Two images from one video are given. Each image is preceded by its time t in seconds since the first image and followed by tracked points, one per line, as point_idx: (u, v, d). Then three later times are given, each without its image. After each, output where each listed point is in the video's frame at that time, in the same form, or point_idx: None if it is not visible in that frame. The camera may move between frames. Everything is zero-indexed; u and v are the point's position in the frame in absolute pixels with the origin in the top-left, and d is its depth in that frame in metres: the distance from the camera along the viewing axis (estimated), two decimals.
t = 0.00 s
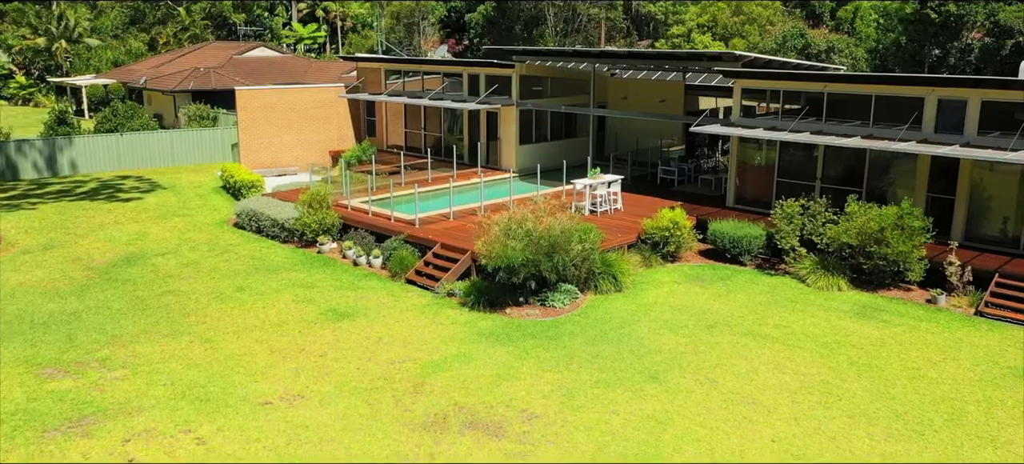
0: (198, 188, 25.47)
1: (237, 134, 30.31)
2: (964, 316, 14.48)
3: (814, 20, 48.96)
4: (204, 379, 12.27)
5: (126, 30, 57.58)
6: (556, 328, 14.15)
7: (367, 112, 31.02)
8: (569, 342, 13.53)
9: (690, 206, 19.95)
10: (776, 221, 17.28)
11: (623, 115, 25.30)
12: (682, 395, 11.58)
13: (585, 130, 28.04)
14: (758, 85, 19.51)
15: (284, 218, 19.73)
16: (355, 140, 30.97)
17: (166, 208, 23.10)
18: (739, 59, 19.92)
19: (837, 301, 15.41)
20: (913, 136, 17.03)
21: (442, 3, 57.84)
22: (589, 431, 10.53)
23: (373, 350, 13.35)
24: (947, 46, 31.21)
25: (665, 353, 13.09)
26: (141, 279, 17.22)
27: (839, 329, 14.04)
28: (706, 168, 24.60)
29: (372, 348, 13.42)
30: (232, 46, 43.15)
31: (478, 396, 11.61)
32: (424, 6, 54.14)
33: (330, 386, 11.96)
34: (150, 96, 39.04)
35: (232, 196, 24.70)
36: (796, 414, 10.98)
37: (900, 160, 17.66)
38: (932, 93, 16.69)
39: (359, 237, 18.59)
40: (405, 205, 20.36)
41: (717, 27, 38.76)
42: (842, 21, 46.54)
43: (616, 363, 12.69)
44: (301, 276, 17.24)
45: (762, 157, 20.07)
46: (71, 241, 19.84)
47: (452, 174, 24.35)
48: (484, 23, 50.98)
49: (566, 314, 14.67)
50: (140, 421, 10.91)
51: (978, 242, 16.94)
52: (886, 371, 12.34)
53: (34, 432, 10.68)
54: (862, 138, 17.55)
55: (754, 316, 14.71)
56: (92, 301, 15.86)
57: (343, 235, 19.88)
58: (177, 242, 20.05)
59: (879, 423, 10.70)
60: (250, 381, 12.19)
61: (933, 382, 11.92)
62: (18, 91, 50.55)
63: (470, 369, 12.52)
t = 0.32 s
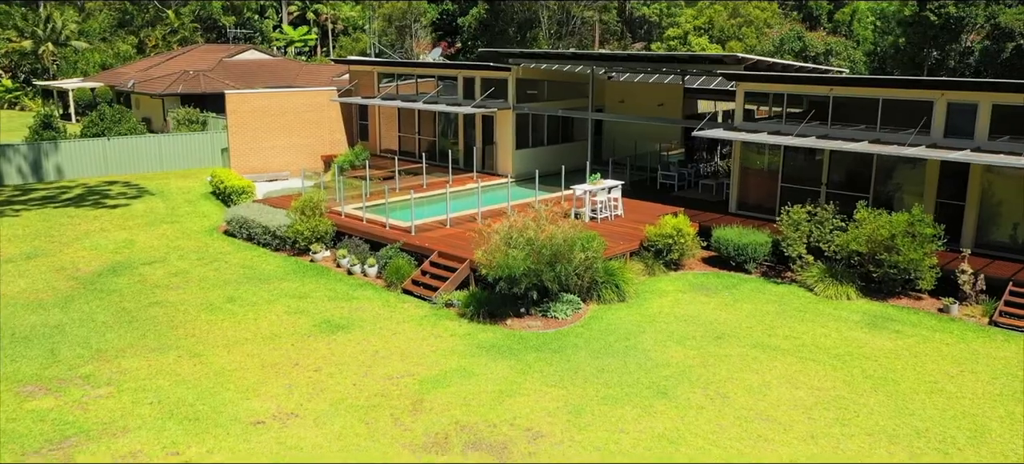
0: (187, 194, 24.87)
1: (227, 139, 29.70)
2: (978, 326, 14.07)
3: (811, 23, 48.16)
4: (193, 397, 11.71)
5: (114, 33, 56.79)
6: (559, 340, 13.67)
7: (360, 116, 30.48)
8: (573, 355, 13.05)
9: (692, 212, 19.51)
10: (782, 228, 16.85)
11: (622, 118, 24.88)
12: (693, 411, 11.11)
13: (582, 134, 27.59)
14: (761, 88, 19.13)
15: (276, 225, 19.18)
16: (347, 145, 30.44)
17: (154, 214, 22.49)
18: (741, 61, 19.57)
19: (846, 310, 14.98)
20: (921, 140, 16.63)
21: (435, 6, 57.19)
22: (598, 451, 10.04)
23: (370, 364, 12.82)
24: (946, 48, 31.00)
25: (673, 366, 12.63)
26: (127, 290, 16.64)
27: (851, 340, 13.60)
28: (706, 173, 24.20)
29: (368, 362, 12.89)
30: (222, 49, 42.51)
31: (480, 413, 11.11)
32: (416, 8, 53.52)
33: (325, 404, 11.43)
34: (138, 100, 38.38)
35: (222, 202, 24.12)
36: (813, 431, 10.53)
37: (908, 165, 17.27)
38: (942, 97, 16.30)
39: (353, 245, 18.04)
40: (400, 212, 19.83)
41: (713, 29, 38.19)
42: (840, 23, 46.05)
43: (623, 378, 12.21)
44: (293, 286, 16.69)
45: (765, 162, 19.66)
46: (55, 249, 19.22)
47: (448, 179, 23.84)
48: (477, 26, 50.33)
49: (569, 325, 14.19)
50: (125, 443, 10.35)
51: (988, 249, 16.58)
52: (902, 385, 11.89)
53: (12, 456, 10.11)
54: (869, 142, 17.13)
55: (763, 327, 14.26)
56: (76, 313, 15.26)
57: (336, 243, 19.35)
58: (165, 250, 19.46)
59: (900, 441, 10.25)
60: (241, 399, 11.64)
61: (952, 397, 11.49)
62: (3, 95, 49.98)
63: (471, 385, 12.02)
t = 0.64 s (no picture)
0: (176, 200, 24.28)
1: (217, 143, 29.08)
2: (994, 337, 13.67)
3: (810, 25, 47.98)
4: (182, 416, 11.16)
5: (102, 36, 56.07)
6: (564, 353, 13.17)
7: (353, 120, 29.95)
8: (579, 369, 12.56)
9: (696, 219, 19.05)
10: (789, 235, 16.40)
11: (621, 122, 24.44)
12: (706, 429, 10.64)
13: (579, 138, 27.14)
14: (766, 92, 18.70)
15: (268, 233, 18.62)
16: (340, 149, 29.91)
17: (142, 221, 21.89)
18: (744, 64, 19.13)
19: (857, 320, 14.55)
20: (931, 145, 16.24)
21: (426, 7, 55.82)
22: None
23: (367, 380, 12.29)
24: (946, 51, 30.74)
25: (683, 380, 12.16)
26: (114, 301, 16.05)
27: (865, 352, 13.17)
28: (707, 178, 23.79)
29: (366, 377, 12.37)
30: (212, 52, 41.93)
31: (484, 433, 10.60)
32: (409, 10, 53.01)
33: (321, 423, 10.90)
34: (127, 104, 37.75)
35: (212, 208, 23.53)
36: (833, 450, 10.08)
37: (917, 171, 16.86)
38: (952, 100, 15.92)
39: (348, 253, 17.51)
40: (395, 219, 19.36)
41: (711, 32, 38.06)
42: (838, 26, 45.68)
43: (631, 394, 11.73)
44: (286, 296, 16.14)
45: (770, 167, 19.25)
46: (39, 258, 18.60)
47: (444, 185, 23.33)
48: (470, 28, 49.17)
49: (573, 337, 13.70)
50: None
51: (999, 255, 16.20)
52: (922, 400, 11.46)
53: None
54: (878, 147, 16.71)
55: (773, 338, 13.81)
56: (60, 326, 14.66)
57: (330, 251, 18.80)
58: (153, 259, 18.87)
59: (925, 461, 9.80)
60: (233, 417, 11.10)
61: (974, 412, 11.07)
62: None
63: (474, 401, 11.52)
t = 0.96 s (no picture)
0: (165, 206, 23.68)
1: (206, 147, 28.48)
2: (1011, 347, 13.28)
3: (806, 27, 48.00)
4: (171, 436, 10.61)
5: (89, 39, 55.27)
6: (570, 366, 12.69)
7: (346, 123, 29.40)
8: (586, 383, 12.08)
9: (699, 225, 18.62)
10: (797, 241, 15.98)
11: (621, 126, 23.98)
12: (722, 447, 10.18)
13: (577, 142, 26.70)
14: (770, 94, 18.31)
15: (259, 241, 18.08)
16: (333, 154, 29.38)
17: (129, 228, 21.28)
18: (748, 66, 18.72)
19: (869, 330, 14.13)
20: (942, 149, 15.86)
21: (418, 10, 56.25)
22: None
23: (365, 396, 11.76)
24: (946, 54, 30.31)
25: (694, 395, 11.69)
26: (99, 312, 15.46)
27: (880, 363, 12.75)
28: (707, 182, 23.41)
29: (364, 393, 11.84)
30: (201, 54, 41.30)
31: (490, 453, 10.10)
32: (401, 12, 52.55)
33: (318, 443, 10.37)
34: (114, 107, 37.08)
35: (202, 215, 22.95)
36: None
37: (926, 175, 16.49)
38: (963, 103, 15.54)
39: (342, 261, 16.98)
40: (391, 226, 18.88)
41: (706, 34, 37.71)
42: (835, 28, 45.15)
43: (641, 410, 11.25)
44: (279, 307, 15.60)
45: (774, 171, 18.87)
46: (22, 267, 17.98)
47: (440, 190, 22.83)
48: (463, 31, 49.03)
49: (578, 349, 13.24)
50: None
51: (1010, 262, 15.83)
52: (943, 414, 11.04)
53: None
54: (887, 151, 16.33)
55: (785, 349, 13.37)
56: (43, 340, 14.07)
57: (324, 259, 18.26)
58: (141, 268, 18.28)
59: None
60: (225, 437, 10.55)
61: (999, 428, 10.66)
62: None
63: (478, 419, 11.02)
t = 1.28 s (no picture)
0: (153, 211, 23.08)
1: (195, 151, 27.86)
2: None
3: (803, 29, 47.74)
4: (160, 457, 10.05)
5: (75, 42, 54.46)
6: (577, 378, 12.21)
7: (338, 126, 28.85)
8: (594, 397, 11.61)
9: (702, 230, 18.19)
10: (805, 247, 15.57)
11: (620, 128, 23.51)
12: None
13: (574, 145, 26.23)
14: (774, 97, 17.92)
15: (250, 248, 17.52)
16: (324, 158, 28.80)
17: (116, 235, 20.67)
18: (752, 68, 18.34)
19: (882, 338, 13.73)
20: (954, 152, 15.49)
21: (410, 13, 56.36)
22: None
23: (364, 411, 11.24)
24: (944, 55, 30.07)
25: (707, 408, 11.23)
26: (84, 323, 14.86)
27: (896, 373, 12.33)
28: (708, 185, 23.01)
29: (363, 409, 11.31)
30: (189, 57, 40.62)
31: None
32: (392, 14, 52.06)
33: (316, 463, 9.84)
34: (100, 111, 36.36)
35: (191, 220, 22.36)
36: None
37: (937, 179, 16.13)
38: (975, 105, 15.21)
39: (337, 269, 16.45)
40: (387, 232, 18.39)
41: (702, 36, 37.20)
42: (832, 29, 44.67)
43: (653, 425, 10.78)
44: (272, 317, 15.05)
45: (779, 175, 18.49)
46: (3, 276, 17.34)
47: (435, 195, 22.32)
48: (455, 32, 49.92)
49: (584, 360, 12.76)
50: None
51: None
52: (967, 429, 10.63)
53: None
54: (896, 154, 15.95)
55: (798, 359, 12.94)
56: (25, 353, 13.47)
57: (317, 267, 17.73)
58: (128, 276, 17.68)
59: None
60: (216, 457, 10.01)
61: None
62: None
63: (483, 435, 10.52)
